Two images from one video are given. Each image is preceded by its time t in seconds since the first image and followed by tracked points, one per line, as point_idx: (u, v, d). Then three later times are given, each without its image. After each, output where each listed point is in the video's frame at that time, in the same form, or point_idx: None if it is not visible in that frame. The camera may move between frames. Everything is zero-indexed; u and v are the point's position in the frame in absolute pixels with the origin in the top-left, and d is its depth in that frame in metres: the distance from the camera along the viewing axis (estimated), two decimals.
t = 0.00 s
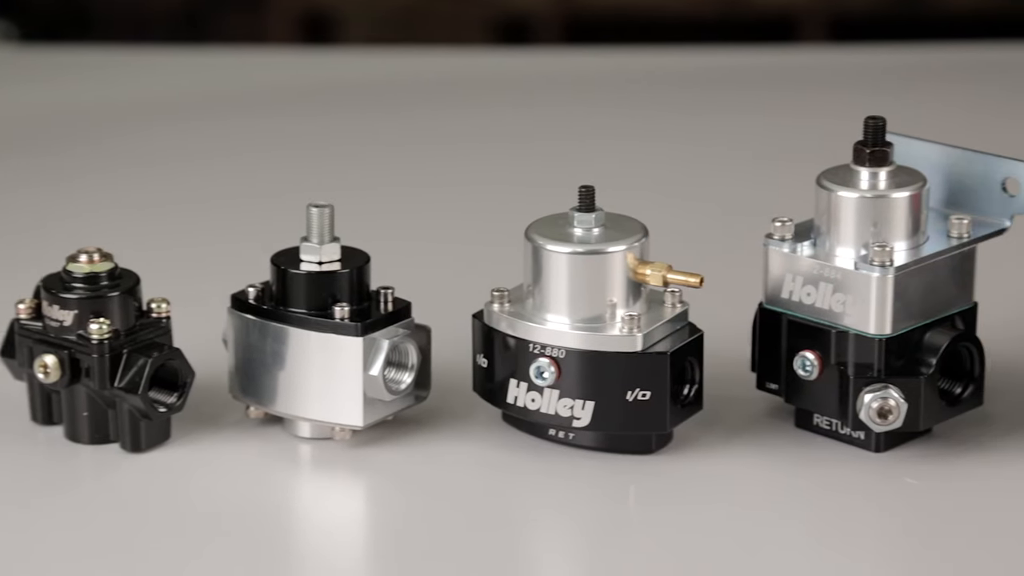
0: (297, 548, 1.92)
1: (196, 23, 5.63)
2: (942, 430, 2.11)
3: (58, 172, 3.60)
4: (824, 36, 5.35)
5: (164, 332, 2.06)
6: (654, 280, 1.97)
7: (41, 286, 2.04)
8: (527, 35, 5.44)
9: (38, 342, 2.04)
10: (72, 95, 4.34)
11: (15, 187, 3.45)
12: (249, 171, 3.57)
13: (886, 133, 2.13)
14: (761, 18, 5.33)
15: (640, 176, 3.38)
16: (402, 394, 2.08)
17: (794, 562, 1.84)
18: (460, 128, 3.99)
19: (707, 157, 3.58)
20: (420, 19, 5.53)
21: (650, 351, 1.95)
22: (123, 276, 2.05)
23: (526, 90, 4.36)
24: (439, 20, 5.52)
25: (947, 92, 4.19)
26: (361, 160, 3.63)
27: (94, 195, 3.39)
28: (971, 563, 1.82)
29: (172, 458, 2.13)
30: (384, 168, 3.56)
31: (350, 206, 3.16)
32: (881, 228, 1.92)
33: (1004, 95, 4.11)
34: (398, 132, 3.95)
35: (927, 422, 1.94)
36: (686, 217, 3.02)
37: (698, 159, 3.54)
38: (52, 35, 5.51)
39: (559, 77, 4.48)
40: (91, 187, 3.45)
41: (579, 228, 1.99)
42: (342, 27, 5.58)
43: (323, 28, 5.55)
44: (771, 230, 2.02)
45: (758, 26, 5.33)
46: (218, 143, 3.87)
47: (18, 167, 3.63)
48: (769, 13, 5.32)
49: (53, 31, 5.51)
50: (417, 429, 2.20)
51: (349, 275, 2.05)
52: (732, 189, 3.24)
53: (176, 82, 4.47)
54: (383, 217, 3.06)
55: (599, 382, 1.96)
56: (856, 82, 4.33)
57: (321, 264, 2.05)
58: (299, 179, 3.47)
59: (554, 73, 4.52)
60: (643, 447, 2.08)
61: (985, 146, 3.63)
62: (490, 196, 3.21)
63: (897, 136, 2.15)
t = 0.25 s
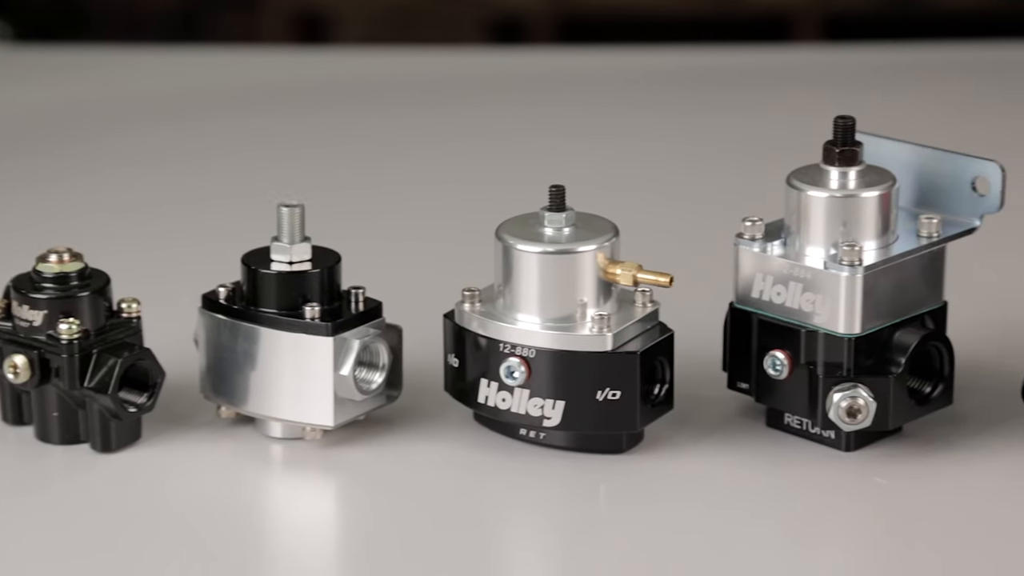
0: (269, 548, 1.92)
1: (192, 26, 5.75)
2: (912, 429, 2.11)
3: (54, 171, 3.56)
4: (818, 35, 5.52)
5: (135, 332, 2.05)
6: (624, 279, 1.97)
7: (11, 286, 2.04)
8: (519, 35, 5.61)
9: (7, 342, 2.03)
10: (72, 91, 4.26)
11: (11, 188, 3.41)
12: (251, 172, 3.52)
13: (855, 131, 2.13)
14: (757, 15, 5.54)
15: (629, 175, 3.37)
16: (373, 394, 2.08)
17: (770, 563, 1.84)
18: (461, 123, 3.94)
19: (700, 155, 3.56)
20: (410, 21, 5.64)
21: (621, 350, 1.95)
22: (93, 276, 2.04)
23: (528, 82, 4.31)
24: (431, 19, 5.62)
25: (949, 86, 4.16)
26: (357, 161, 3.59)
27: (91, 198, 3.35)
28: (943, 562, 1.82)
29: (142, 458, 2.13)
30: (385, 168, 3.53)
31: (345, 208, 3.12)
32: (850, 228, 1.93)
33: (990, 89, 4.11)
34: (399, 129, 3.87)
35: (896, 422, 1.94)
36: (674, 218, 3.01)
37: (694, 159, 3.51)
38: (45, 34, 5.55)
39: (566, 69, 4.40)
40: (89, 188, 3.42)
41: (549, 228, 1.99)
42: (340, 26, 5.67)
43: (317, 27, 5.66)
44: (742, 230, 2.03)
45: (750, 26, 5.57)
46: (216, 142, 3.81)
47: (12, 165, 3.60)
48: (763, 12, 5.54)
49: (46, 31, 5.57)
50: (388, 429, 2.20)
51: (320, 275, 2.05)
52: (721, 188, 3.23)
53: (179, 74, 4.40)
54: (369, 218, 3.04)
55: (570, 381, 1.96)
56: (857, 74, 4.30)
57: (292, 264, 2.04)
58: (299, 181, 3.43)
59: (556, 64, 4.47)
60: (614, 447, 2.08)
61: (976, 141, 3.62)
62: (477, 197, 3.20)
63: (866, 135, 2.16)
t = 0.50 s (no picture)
0: (239, 548, 1.92)
1: (186, 25, 5.50)
2: (881, 428, 2.12)
3: (50, 171, 3.53)
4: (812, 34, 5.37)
5: (103, 332, 2.05)
6: (593, 279, 1.97)
7: None
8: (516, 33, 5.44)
9: None
10: (71, 91, 4.23)
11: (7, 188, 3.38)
12: (249, 171, 3.50)
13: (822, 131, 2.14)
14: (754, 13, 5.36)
15: (615, 176, 3.35)
16: (342, 393, 2.08)
17: (742, 562, 1.84)
18: (454, 124, 3.92)
19: (688, 154, 3.54)
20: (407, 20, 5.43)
21: (589, 349, 1.95)
22: (62, 276, 2.04)
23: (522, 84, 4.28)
24: (428, 19, 5.43)
25: (942, 86, 4.14)
26: (352, 161, 3.58)
27: (87, 197, 3.32)
28: (913, 561, 1.83)
29: (113, 459, 2.12)
30: (377, 169, 3.51)
31: (339, 211, 3.10)
32: (819, 227, 1.93)
33: (978, 88, 4.09)
34: (386, 129, 3.87)
35: (864, 421, 1.94)
36: (660, 219, 3.00)
37: (683, 158, 3.50)
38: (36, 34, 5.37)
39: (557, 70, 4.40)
40: (85, 187, 3.39)
41: (519, 227, 1.99)
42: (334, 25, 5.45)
43: (311, 27, 5.42)
44: (711, 229, 2.03)
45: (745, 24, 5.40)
46: (214, 141, 3.78)
47: (8, 165, 3.57)
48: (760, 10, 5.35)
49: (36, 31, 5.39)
50: (360, 429, 2.20)
51: (289, 275, 2.05)
52: (708, 188, 3.21)
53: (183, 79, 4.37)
54: (354, 219, 3.04)
55: (539, 381, 1.96)
56: (850, 73, 4.27)
57: (261, 264, 2.04)
58: (296, 180, 3.41)
59: (546, 66, 4.45)
60: (583, 447, 2.08)
61: (963, 138, 3.60)
62: (460, 197, 3.19)
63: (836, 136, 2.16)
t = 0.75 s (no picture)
0: (208, 548, 1.92)
1: (180, 23, 5.18)
2: (851, 427, 2.12)
3: (45, 170, 3.49)
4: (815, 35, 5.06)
5: (73, 333, 2.05)
6: (562, 278, 1.97)
7: None
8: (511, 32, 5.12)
9: None
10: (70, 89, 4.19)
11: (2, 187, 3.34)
12: (244, 172, 3.47)
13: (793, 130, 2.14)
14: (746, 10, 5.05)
15: (599, 177, 3.34)
16: (312, 393, 2.08)
17: (713, 562, 1.85)
18: (445, 122, 3.89)
19: (675, 154, 3.52)
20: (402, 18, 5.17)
21: (558, 349, 1.95)
22: (31, 275, 2.04)
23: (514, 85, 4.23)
24: (421, 18, 5.17)
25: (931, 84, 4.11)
26: (345, 161, 3.55)
27: (82, 197, 3.29)
28: (886, 561, 1.83)
29: (83, 461, 2.12)
30: (369, 171, 3.47)
31: (324, 212, 3.09)
32: (787, 226, 1.93)
33: (973, 89, 4.06)
34: (379, 128, 3.84)
35: (832, 420, 1.95)
36: (644, 220, 2.99)
37: (677, 158, 3.47)
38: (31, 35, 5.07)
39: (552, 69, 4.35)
40: (81, 187, 3.35)
41: (488, 227, 1.99)
42: (327, 24, 5.19)
43: (303, 27, 5.18)
44: (680, 229, 2.03)
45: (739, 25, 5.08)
46: (211, 139, 3.75)
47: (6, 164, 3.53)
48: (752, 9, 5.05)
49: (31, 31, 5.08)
50: (331, 429, 2.20)
51: (258, 275, 2.05)
52: (686, 188, 3.21)
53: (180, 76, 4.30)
54: (333, 219, 3.03)
55: (508, 381, 1.96)
56: (842, 72, 4.24)
57: (230, 264, 2.04)
58: (292, 181, 3.38)
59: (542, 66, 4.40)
60: (553, 447, 2.08)
61: (950, 139, 3.59)
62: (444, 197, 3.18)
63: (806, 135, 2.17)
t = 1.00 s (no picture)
0: (178, 548, 1.92)
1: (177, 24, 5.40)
2: (820, 426, 2.12)
3: (45, 170, 3.49)
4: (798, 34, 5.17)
5: (41, 332, 2.04)
6: (531, 278, 1.97)
7: None
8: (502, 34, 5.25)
9: None
10: (68, 84, 4.20)
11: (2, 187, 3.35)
12: (236, 171, 3.48)
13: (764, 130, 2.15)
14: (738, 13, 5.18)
15: (582, 176, 3.34)
16: (281, 394, 2.07)
17: (694, 562, 1.85)
18: (435, 121, 3.87)
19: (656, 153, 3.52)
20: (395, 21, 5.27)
21: (528, 349, 1.95)
22: None
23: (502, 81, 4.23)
24: (417, 18, 5.26)
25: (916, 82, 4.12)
26: (328, 162, 3.54)
27: (77, 198, 3.29)
28: (858, 560, 1.83)
29: (54, 462, 2.12)
30: (357, 169, 3.46)
31: (309, 212, 3.10)
32: (756, 226, 1.94)
33: (957, 87, 4.06)
34: (368, 125, 3.84)
35: (801, 419, 1.95)
36: (623, 219, 2.99)
37: (662, 157, 3.47)
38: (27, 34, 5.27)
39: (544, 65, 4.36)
40: (80, 187, 3.36)
41: (457, 227, 1.99)
42: (321, 24, 5.28)
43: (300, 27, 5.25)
44: (650, 229, 2.03)
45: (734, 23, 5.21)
46: (205, 137, 3.75)
47: (4, 163, 3.53)
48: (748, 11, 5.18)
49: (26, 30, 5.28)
50: (301, 429, 2.20)
51: (228, 275, 2.04)
52: (663, 187, 3.21)
53: (176, 72, 4.31)
54: (307, 219, 3.04)
55: (477, 381, 1.96)
56: (825, 70, 4.25)
57: (199, 264, 2.04)
58: (282, 181, 3.38)
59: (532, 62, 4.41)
60: (522, 446, 2.08)
61: (932, 138, 3.59)
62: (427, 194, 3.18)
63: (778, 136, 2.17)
